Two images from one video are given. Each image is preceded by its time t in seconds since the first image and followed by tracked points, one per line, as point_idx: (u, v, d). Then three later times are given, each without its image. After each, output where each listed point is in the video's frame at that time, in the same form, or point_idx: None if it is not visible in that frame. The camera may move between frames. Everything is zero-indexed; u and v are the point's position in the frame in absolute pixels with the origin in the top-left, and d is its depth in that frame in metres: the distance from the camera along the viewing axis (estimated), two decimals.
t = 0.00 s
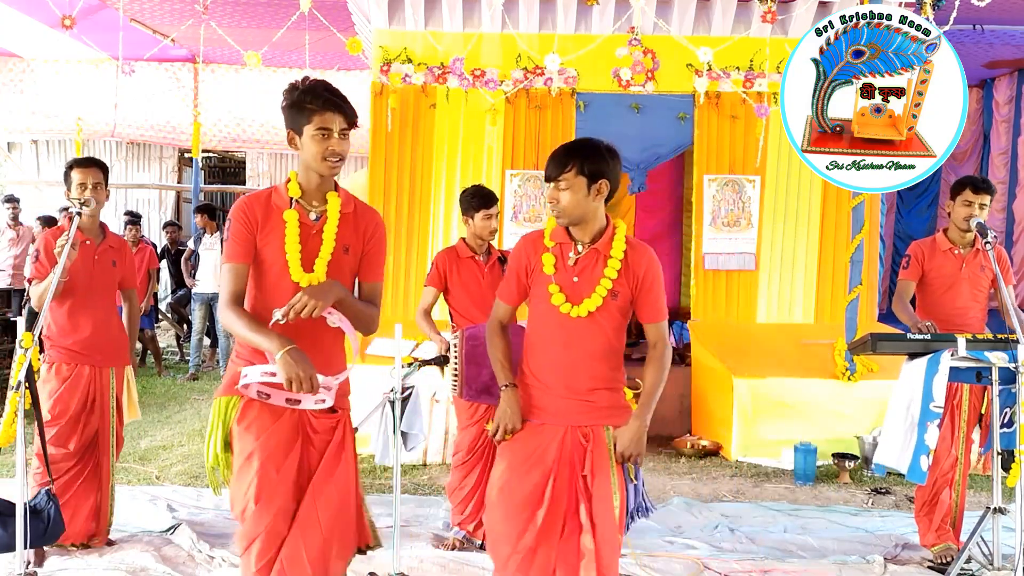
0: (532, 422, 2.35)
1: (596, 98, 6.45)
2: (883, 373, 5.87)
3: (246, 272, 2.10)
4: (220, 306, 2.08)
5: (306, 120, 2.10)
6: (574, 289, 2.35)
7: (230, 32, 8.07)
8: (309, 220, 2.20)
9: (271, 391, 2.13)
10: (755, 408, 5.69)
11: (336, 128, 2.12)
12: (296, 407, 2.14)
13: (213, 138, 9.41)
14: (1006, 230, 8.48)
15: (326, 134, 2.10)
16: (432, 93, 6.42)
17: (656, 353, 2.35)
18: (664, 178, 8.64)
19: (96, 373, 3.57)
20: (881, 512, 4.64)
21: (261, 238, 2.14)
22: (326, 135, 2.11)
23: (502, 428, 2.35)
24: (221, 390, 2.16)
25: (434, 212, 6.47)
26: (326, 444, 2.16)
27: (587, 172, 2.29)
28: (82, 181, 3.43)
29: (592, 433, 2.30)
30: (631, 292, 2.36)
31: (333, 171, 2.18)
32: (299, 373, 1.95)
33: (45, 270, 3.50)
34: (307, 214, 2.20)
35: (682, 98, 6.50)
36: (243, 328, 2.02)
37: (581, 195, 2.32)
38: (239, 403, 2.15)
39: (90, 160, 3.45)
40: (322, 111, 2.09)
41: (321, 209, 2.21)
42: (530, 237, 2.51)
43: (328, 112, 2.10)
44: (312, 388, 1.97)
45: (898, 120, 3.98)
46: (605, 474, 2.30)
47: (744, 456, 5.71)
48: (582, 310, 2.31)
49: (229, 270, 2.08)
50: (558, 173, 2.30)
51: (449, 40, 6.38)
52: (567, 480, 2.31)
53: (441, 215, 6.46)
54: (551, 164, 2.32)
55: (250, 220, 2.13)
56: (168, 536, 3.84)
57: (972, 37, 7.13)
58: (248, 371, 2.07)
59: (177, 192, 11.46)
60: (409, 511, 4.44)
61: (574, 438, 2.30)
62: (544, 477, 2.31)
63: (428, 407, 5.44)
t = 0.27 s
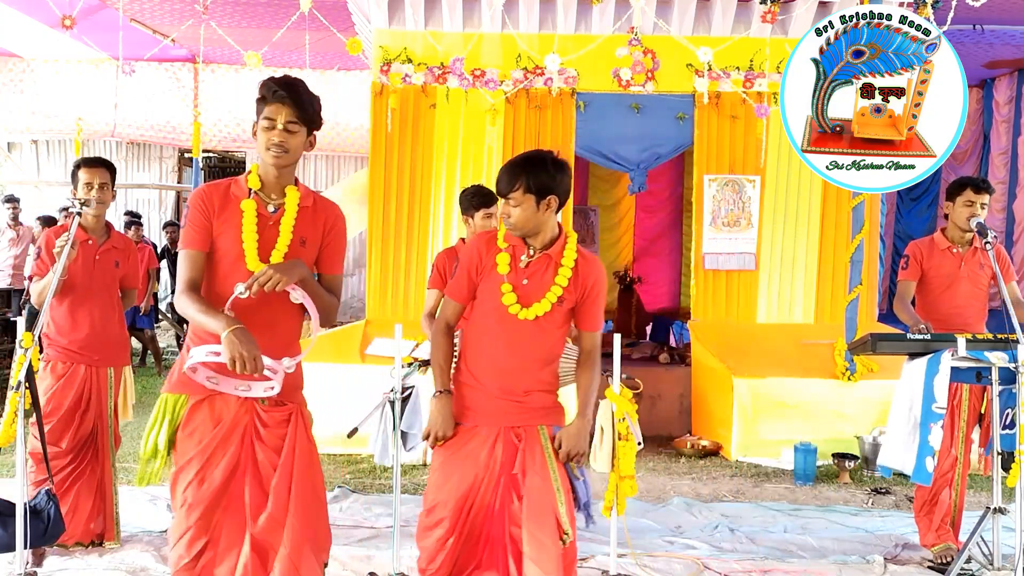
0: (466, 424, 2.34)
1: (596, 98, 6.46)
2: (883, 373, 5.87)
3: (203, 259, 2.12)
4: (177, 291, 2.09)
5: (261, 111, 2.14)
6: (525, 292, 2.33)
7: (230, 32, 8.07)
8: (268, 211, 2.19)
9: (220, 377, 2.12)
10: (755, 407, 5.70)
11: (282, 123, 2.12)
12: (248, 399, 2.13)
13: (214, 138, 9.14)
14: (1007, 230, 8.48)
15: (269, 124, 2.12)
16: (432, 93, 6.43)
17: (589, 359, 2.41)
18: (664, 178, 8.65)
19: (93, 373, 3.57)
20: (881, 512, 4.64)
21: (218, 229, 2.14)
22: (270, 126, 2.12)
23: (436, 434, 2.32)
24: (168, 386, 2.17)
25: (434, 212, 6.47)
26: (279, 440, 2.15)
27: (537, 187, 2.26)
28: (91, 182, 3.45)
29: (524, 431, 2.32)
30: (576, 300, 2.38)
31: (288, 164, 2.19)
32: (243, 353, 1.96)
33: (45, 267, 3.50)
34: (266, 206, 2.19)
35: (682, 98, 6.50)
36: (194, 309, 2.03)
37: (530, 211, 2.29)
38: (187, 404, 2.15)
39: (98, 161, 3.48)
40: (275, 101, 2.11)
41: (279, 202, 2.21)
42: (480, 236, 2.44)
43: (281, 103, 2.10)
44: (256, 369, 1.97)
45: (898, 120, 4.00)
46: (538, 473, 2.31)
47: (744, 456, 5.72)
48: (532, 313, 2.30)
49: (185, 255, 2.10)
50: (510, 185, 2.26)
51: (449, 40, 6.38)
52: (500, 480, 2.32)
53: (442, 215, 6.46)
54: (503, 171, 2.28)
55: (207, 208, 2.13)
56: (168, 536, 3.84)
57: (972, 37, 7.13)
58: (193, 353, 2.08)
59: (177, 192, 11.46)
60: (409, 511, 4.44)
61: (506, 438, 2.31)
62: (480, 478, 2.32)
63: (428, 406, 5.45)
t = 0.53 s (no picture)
0: (430, 414, 2.34)
1: (596, 97, 6.47)
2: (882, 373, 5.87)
3: (177, 249, 2.08)
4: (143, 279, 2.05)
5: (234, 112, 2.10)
6: (493, 291, 2.33)
7: (230, 32, 8.07)
8: (252, 217, 2.18)
9: (179, 374, 2.10)
10: (755, 407, 5.71)
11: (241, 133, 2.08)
12: (203, 396, 2.12)
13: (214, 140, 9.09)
14: (1007, 229, 8.48)
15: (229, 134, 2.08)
16: (432, 93, 6.43)
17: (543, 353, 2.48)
18: (664, 178, 8.64)
19: (87, 372, 3.57)
20: (881, 512, 4.64)
21: (201, 224, 2.12)
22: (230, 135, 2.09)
23: (402, 425, 2.32)
24: (131, 381, 2.18)
25: (434, 212, 6.46)
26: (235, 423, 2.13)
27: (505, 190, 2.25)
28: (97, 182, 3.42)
29: (486, 418, 2.33)
30: (542, 299, 2.41)
31: (263, 171, 2.16)
32: (203, 356, 1.93)
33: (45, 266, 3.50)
34: (250, 210, 2.19)
35: (682, 98, 6.50)
36: (157, 301, 1.99)
37: (497, 213, 2.27)
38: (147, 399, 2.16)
39: (107, 162, 3.44)
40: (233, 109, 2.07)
41: (264, 210, 2.21)
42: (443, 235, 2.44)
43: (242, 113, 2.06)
44: (216, 372, 1.95)
45: (898, 120, 3.98)
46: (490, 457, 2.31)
47: (744, 456, 5.72)
48: (500, 312, 2.31)
49: (159, 244, 2.07)
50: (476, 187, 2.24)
51: (449, 40, 6.38)
52: (455, 472, 2.31)
53: (441, 215, 6.45)
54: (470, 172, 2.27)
55: (192, 201, 2.12)
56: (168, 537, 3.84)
57: (972, 37, 7.13)
58: (154, 350, 2.05)
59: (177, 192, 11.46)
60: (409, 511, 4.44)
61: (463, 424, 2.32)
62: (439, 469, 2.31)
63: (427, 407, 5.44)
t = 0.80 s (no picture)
0: (436, 420, 2.34)
1: (596, 97, 6.47)
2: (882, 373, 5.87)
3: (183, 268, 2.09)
4: (150, 296, 2.06)
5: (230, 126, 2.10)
6: (491, 300, 2.35)
7: (230, 32, 8.06)
8: (257, 228, 2.21)
9: (183, 386, 2.12)
10: (755, 408, 5.71)
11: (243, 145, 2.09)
12: (204, 407, 2.12)
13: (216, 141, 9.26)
14: (1007, 229, 8.47)
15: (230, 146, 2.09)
16: (432, 93, 6.43)
17: (541, 363, 2.50)
18: (664, 178, 8.64)
19: (86, 373, 3.57)
20: (881, 512, 4.64)
21: (204, 240, 2.12)
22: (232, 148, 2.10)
23: (407, 432, 2.30)
24: (132, 384, 2.18)
25: (434, 212, 6.46)
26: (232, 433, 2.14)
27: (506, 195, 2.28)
28: (103, 186, 3.46)
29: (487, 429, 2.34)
30: (541, 305, 2.44)
31: (265, 179, 2.17)
32: (210, 370, 1.93)
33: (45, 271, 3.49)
34: (255, 223, 2.21)
35: (682, 98, 6.50)
36: (164, 318, 2.00)
37: (496, 216, 2.31)
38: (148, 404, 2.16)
39: (113, 167, 3.50)
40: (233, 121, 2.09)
41: (268, 219, 2.23)
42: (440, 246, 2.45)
43: (242, 124, 2.07)
44: (222, 386, 1.94)
45: (898, 120, 3.98)
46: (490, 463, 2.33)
47: (744, 456, 5.72)
48: (499, 321, 2.33)
49: (165, 264, 2.07)
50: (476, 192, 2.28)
51: (449, 40, 6.38)
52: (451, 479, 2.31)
53: (441, 215, 6.45)
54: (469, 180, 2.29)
55: (195, 219, 2.11)
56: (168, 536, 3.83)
57: (972, 37, 7.13)
58: (159, 362, 2.07)
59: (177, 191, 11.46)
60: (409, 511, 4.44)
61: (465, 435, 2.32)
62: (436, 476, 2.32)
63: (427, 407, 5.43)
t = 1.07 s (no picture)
0: (485, 423, 2.37)
1: (596, 97, 6.47)
2: (883, 373, 5.87)
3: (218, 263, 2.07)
4: (193, 301, 2.04)
5: (262, 107, 2.13)
6: (518, 288, 2.40)
7: (230, 32, 8.06)
8: (280, 209, 2.19)
9: (260, 388, 2.08)
10: (755, 408, 5.71)
11: (288, 117, 2.13)
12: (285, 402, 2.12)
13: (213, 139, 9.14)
14: (1007, 230, 8.48)
15: (278, 119, 2.12)
16: (432, 93, 6.43)
17: (578, 340, 2.59)
18: (664, 178, 8.64)
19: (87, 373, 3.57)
20: (881, 512, 4.65)
21: (234, 232, 2.12)
22: (278, 121, 2.13)
23: (459, 433, 2.32)
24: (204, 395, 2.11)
25: (434, 212, 6.47)
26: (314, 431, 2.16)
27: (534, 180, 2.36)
28: (104, 185, 3.48)
29: (546, 424, 2.41)
30: (563, 286, 2.52)
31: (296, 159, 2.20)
32: (291, 369, 1.93)
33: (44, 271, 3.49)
34: (276, 204, 2.19)
35: (682, 98, 6.51)
36: (223, 323, 1.97)
37: (519, 199, 2.37)
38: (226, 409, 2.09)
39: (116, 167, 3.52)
40: (276, 97, 2.12)
41: (287, 199, 2.22)
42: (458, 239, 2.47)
43: (288, 99, 2.13)
44: (305, 382, 1.95)
45: (898, 120, 3.98)
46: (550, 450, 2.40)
47: (744, 456, 5.72)
48: (531, 306, 2.38)
49: (198, 262, 2.05)
50: (498, 175, 2.34)
51: (449, 40, 6.38)
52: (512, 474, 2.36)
53: (441, 215, 6.46)
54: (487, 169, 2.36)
55: (220, 210, 2.10)
56: (168, 536, 3.83)
57: (972, 37, 7.13)
58: (237, 372, 2.02)
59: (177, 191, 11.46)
60: (409, 511, 4.44)
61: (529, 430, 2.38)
62: (499, 475, 2.36)
63: (427, 407, 5.43)
